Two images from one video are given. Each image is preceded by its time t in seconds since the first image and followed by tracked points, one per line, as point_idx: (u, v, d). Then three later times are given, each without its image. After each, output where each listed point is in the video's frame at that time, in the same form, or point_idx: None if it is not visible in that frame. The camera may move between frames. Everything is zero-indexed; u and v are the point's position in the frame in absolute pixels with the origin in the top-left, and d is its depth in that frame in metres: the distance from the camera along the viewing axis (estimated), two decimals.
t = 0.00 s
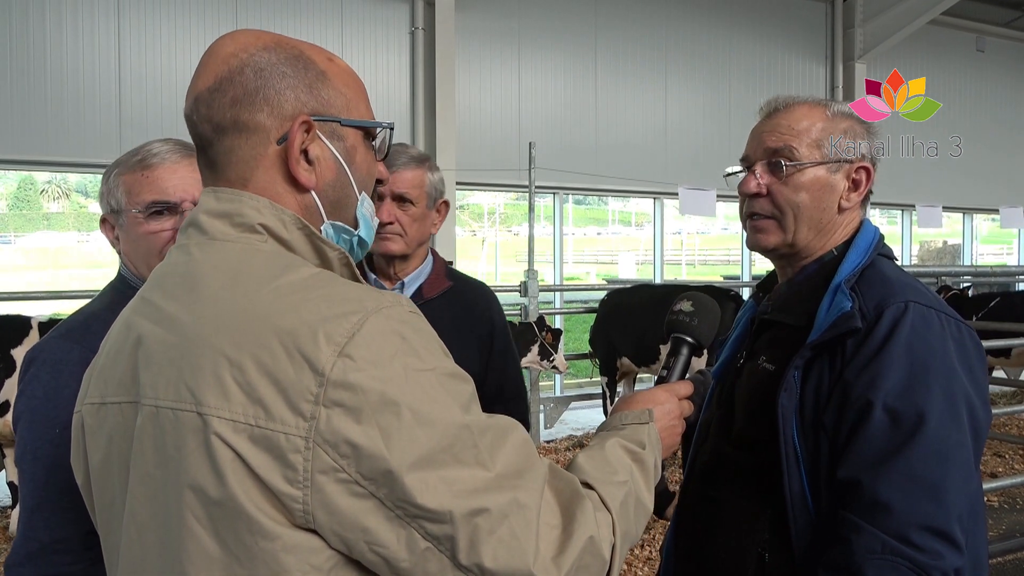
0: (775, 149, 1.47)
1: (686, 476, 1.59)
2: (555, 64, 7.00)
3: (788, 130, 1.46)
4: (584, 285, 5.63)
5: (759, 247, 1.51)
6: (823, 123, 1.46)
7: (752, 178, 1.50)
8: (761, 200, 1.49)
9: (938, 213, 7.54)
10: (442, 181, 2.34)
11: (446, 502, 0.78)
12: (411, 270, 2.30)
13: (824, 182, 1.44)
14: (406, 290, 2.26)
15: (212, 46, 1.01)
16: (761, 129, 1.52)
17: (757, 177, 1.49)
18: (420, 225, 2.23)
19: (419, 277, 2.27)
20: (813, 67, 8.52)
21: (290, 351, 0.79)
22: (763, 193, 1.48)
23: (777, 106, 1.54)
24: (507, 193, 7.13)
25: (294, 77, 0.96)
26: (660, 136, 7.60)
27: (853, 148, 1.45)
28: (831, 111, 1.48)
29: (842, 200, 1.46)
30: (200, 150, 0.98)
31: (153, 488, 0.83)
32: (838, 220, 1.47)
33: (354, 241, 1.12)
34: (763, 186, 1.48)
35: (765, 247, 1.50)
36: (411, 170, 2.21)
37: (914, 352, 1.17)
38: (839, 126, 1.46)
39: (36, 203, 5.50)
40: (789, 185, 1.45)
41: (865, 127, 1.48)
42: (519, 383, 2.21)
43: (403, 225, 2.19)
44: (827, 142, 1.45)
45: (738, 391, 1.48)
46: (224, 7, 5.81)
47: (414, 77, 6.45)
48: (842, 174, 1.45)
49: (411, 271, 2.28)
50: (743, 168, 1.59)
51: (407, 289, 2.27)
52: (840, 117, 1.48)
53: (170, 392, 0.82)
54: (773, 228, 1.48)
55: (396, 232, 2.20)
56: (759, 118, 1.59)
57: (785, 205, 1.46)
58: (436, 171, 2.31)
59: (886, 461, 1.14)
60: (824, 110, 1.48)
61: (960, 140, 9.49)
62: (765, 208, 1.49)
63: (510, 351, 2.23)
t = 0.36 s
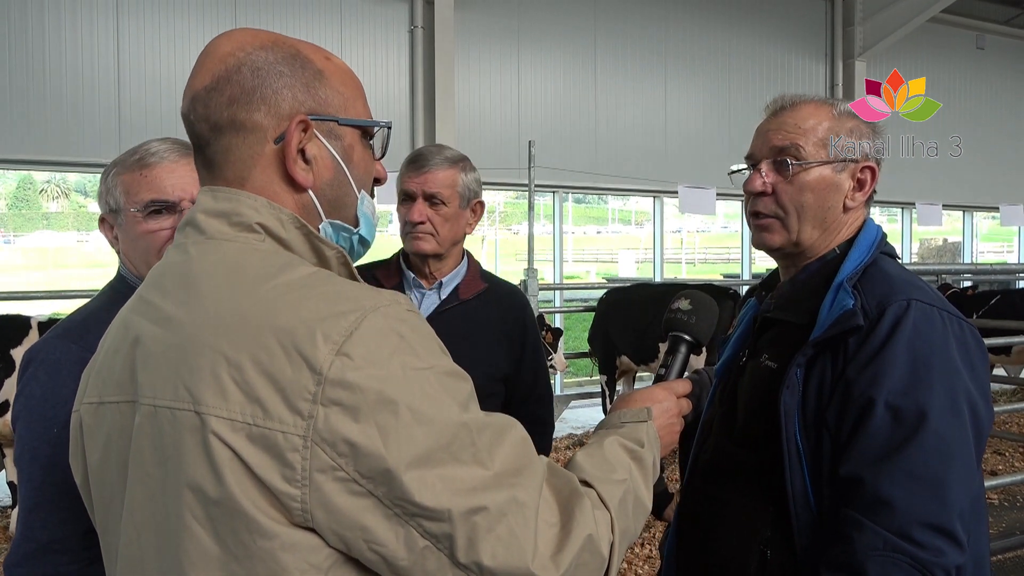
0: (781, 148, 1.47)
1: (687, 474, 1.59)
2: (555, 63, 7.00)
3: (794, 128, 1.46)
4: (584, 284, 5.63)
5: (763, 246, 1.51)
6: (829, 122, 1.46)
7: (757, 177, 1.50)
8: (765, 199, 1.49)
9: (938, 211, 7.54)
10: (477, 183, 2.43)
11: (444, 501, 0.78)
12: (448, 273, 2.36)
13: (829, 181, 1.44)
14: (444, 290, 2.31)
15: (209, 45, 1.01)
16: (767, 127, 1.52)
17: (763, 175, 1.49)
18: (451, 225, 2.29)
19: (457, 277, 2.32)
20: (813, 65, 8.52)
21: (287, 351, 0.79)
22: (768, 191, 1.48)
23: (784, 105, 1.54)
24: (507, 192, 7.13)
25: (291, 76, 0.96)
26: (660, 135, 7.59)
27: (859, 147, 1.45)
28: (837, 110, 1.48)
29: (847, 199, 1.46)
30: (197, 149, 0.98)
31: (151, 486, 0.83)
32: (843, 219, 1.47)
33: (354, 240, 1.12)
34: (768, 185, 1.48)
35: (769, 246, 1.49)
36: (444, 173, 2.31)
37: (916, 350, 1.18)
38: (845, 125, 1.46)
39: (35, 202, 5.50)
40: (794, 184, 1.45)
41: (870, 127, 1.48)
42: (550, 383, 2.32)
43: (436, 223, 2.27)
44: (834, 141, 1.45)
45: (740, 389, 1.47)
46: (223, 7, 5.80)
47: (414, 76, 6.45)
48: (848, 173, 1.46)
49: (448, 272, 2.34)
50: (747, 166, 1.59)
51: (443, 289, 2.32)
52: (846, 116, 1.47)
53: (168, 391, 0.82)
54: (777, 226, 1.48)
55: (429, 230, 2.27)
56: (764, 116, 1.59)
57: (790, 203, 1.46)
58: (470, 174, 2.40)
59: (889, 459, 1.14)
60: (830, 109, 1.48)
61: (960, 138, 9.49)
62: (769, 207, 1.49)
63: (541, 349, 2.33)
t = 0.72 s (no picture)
0: (787, 153, 1.47)
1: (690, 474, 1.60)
2: (555, 62, 7.00)
3: (799, 134, 1.47)
4: (584, 283, 5.65)
5: (769, 250, 1.52)
6: (833, 125, 1.46)
7: (763, 183, 1.50)
8: (771, 204, 1.49)
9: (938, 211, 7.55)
10: (460, 178, 2.29)
11: (448, 498, 0.78)
12: (432, 270, 2.29)
13: (833, 185, 1.45)
14: (429, 288, 2.25)
15: (213, 48, 1.01)
16: (771, 132, 1.52)
17: (768, 181, 1.50)
18: (426, 223, 2.20)
19: (441, 276, 2.26)
20: (813, 64, 8.53)
21: (293, 350, 0.79)
22: (774, 197, 1.49)
23: (787, 107, 1.54)
24: (507, 191, 7.14)
25: (294, 78, 0.96)
26: (660, 135, 7.60)
27: (863, 150, 1.46)
28: (841, 113, 1.49)
29: (852, 202, 1.47)
30: (202, 151, 0.99)
31: (158, 485, 0.84)
32: (848, 222, 1.48)
33: (357, 241, 1.13)
34: (774, 191, 1.48)
35: (775, 249, 1.50)
36: (416, 170, 2.20)
37: (920, 351, 1.18)
38: (850, 129, 1.46)
39: (35, 200, 5.50)
40: (800, 189, 1.46)
41: (873, 129, 1.49)
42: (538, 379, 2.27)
43: (406, 224, 2.18)
44: (839, 146, 1.45)
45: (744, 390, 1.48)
46: (223, 5, 5.80)
47: (414, 75, 6.45)
48: (852, 177, 1.46)
49: (432, 271, 2.28)
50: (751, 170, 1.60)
51: (428, 288, 2.26)
52: (850, 119, 1.47)
53: (174, 390, 0.83)
54: (783, 230, 1.49)
55: (400, 230, 2.19)
56: (768, 119, 1.59)
57: (796, 208, 1.46)
58: (451, 170, 2.27)
59: (892, 459, 1.15)
60: (834, 112, 1.47)
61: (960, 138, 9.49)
62: (775, 211, 1.49)
63: (526, 346, 2.27)
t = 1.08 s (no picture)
0: (773, 148, 1.48)
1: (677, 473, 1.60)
2: (547, 61, 7.00)
3: (787, 129, 1.47)
4: (575, 283, 5.65)
5: (756, 246, 1.52)
6: (820, 123, 1.47)
7: (750, 177, 1.51)
8: (758, 198, 1.50)
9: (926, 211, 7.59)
10: (431, 175, 2.25)
11: (431, 498, 0.78)
12: (406, 267, 2.28)
13: (819, 181, 1.45)
14: (403, 285, 2.25)
15: (196, 43, 1.00)
16: (760, 128, 1.53)
17: (755, 176, 1.50)
18: (394, 220, 2.17)
19: (417, 273, 2.26)
20: (803, 65, 8.57)
21: (275, 349, 0.79)
22: (761, 191, 1.50)
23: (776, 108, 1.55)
24: (498, 190, 7.13)
25: (278, 74, 0.96)
26: (652, 134, 7.61)
27: (849, 148, 1.46)
28: (828, 112, 1.50)
29: (838, 199, 1.47)
30: (184, 147, 0.98)
31: (139, 485, 0.83)
32: (834, 219, 1.48)
33: (341, 238, 1.12)
34: (760, 184, 1.49)
35: (761, 245, 1.51)
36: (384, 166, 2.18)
37: (905, 350, 1.19)
38: (837, 127, 1.47)
39: (22, 198, 5.45)
40: (786, 183, 1.46)
41: (861, 129, 1.50)
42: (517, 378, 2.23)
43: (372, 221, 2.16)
44: (825, 142, 1.46)
45: (732, 388, 1.48)
46: (214, 2, 5.76)
47: (406, 73, 6.43)
48: (838, 174, 1.47)
49: (408, 268, 2.27)
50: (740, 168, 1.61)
51: (402, 285, 2.26)
52: (837, 119, 1.49)
53: (155, 389, 0.82)
54: (770, 225, 1.49)
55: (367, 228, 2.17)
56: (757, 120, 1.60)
57: (782, 202, 1.47)
58: (421, 166, 2.24)
59: (876, 456, 1.16)
60: (821, 112, 1.49)
61: (948, 139, 9.55)
62: (762, 206, 1.50)
63: (507, 347, 2.24)
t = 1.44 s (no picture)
0: (769, 143, 1.49)
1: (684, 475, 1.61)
2: (546, 61, 7.00)
3: (783, 126, 1.49)
4: (574, 283, 5.64)
5: (758, 242, 1.52)
6: (818, 121, 1.48)
7: (747, 173, 1.52)
8: (756, 193, 1.50)
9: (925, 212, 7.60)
10: (433, 176, 2.25)
11: (441, 501, 0.78)
12: (409, 267, 2.28)
13: (817, 175, 1.45)
14: (407, 286, 2.25)
15: (202, 43, 1.00)
16: (758, 128, 1.54)
17: (751, 171, 1.51)
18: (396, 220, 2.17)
19: (420, 274, 2.26)
20: (802, 66, 8.58)
21: (284, 352, 0.79)
22: (757, 185, 1.50)
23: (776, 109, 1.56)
24: (497, 189, 7.14)
25: (285, 75, 0.95)
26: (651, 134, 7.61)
27: (848, 143, 1.46)
28: (827, 110, 1.50)
29: (837, 193, 1.46)
30: (191, 148, 0.98)
31: (147, 487, 0.83)
32: (835, 214, 1.46)
33: (347, 240, 1.12)
34: (757, 179, 1.50)
35: (762, 242, 1.51)
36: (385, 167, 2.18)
37: (914, 352, 1.19)
38: (835, 123, 1.48)
39: (20, 196, 5.45)
40: (782, 177, 1.47)
41: (863, 127, 1.49)
42: (520, 378, 2.23)
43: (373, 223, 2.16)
44: (820, 136, 1.46)
45: (739, 390, 1.48)
46: (213, 2, 5.77)
47: (405, 72, 6.43)
48: (837, 168, 1.46)
49: (411, 269, 2.27)
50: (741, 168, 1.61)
51: (405, 285, 2.26)
52: (837, 117, 1.49)
53: (163, 391, 0.82)
54: (769, 221, 1.50)
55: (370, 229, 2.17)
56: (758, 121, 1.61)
57: (779, 197, 1.47)
58: (424, 167, 2.24)
59: (884, 460, 1.16)
60: (819, 110, 1.50)
61: (946, 140, 9.55)
62: (760, 201, 1.50)
63: (510, 347, 2.24)
